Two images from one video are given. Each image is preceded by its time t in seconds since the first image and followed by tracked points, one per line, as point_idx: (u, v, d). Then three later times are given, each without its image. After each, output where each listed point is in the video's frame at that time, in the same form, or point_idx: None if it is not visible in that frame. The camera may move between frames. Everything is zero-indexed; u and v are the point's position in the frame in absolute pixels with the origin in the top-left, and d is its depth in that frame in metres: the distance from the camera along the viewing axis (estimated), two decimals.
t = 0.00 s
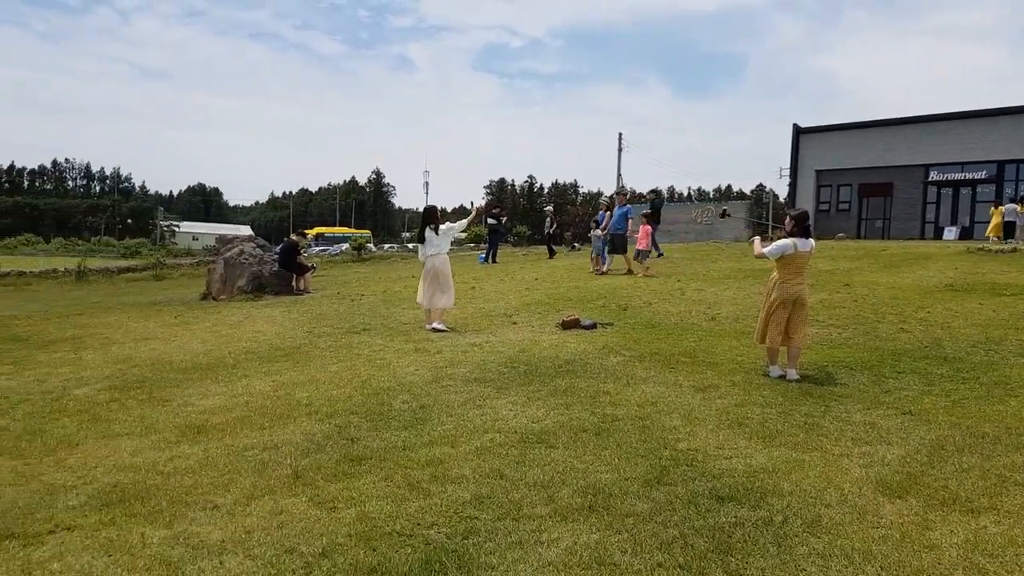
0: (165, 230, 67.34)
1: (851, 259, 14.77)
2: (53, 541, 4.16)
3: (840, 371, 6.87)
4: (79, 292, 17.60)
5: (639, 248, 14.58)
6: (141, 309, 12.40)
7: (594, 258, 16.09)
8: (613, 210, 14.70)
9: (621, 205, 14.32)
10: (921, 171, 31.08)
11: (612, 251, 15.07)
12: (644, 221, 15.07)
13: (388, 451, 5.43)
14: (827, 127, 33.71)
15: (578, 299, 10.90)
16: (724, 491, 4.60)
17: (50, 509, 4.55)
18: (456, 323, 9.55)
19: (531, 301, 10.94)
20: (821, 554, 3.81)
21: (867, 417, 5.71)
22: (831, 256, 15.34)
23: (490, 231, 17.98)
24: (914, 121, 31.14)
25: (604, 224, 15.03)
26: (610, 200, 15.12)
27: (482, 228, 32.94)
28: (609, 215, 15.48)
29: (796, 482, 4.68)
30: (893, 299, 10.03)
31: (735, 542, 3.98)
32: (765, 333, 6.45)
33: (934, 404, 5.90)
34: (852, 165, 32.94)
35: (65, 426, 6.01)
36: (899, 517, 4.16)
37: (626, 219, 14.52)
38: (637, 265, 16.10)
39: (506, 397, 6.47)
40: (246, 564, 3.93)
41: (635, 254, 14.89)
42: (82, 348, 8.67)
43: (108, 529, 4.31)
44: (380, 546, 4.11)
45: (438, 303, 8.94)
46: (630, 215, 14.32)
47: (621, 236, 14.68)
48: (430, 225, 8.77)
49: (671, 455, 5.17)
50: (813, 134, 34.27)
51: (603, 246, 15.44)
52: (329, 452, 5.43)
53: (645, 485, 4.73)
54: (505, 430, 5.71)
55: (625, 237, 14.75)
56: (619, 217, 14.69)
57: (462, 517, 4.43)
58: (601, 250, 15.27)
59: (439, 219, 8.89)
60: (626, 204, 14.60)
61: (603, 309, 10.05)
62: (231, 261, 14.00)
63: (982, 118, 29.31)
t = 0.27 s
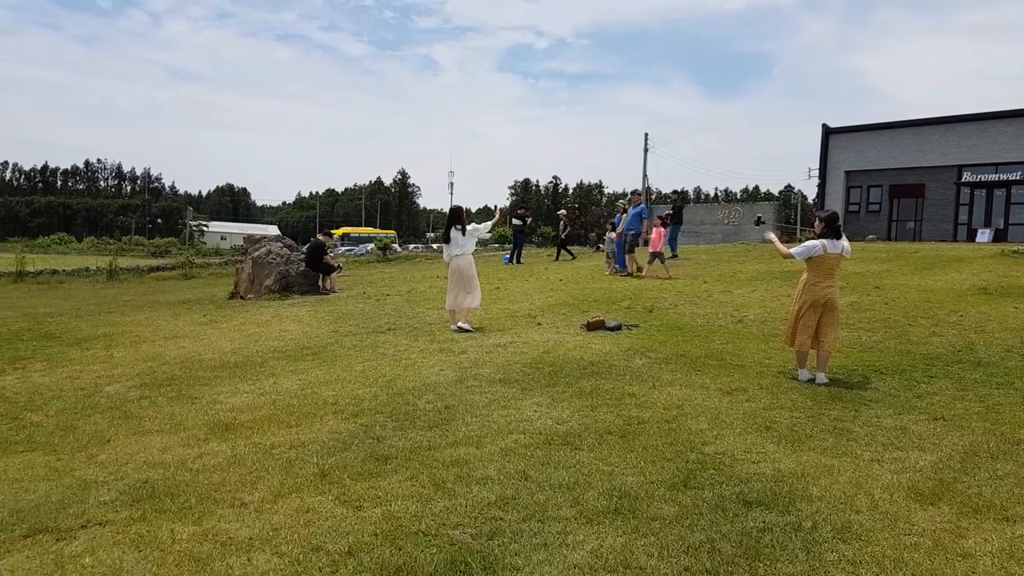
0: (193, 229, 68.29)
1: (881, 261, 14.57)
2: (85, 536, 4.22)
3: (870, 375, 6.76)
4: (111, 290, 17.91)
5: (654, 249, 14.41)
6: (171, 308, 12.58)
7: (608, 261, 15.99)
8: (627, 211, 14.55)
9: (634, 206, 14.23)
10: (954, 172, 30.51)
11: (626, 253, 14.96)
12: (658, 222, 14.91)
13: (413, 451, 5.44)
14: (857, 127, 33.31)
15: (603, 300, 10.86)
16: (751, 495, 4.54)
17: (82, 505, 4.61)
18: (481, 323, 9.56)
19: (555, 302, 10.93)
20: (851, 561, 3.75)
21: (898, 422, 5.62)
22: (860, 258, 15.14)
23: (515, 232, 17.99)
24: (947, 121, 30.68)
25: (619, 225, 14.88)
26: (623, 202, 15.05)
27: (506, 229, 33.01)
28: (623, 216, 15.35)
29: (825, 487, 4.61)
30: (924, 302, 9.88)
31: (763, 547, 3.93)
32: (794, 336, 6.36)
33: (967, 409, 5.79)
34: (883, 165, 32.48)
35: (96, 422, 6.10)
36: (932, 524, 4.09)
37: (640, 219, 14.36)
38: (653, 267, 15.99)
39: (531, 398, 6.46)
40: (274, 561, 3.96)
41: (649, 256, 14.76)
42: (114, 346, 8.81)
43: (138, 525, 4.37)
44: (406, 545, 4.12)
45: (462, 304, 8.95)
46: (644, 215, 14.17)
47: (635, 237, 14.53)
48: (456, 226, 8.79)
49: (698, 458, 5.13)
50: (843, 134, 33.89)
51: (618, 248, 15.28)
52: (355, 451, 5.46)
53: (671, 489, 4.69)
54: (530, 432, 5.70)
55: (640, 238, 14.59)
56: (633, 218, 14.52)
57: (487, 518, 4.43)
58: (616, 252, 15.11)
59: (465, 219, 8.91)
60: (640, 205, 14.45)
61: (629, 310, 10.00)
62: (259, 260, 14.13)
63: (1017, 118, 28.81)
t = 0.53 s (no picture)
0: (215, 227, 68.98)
1: (909, 261, 14.39)
2: (115, 530, 4.29)
3: (898, 376, 6.69)
4: (140, 288, 18.17)
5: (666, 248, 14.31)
6: (199, 305, 12.74)
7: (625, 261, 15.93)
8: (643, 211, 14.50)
9: (648, 205, 14.25)
10: (984, 171, 30.07)
11: (640, 253, 14.90)
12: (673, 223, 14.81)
13: (439, 449, 5.47)
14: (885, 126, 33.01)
15: (627, 299, 10.84)
16: (777, 496, 4.52)
17: (112, 499, 4.69)
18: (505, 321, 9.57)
19: (579, 301, 10.92)
20: (878, 562, 3.72)
21: (927, 423, 5.56)
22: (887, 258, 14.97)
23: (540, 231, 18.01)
24: (977, 120, 30.32)
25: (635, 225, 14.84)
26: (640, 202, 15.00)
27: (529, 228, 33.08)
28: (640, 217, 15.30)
29: (852, 488, 4.58)
30: (954, 302, 9.75)
31: (789, 548, 3.91)
32: (821, 335, 6.32)
33: (998, 411, 5.71)
34: (910, 164, 32.11)
35: (126, 418, 6.20)
36: (961, 526, 4.04)
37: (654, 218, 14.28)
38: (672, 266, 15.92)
39: (555, 397, 6.46)
40: (301, 556, 3.99)
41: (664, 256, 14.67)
42: (142, 342, 8.94)
43: (167, 520, 4.43)
44: (431, 542, 4.14)
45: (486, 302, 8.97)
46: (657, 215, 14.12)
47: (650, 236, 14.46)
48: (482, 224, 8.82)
49: (724, 458, 5.11)
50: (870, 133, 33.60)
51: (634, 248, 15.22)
52: (381, 448, 5.50)
53: (697, 489, 4.68)
54: (555, 431, 5.70)
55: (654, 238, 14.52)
56: (647, 218, 14.47)
57: (512, 515, 4.45)
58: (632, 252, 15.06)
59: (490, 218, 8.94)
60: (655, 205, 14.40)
61: (653, 309, 9.97)
62: (286, 258, 14.24)
63: None
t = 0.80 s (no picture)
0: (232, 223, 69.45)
1: (930, 259, 14.26)
2: (136, 522, 4.35)
3: (918, 376, 6.64)
4: (160, 283, 18.35)
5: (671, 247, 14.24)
6: (218, 300, 12.85)
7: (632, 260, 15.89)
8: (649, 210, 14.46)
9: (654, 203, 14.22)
10: (1007, 168, 29.69)
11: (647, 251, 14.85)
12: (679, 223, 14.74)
13: (456, 445, 5.49)
14: (906, 123, 32.71)
15: (645, 297, 10.82)
16: (796, 495, 4.51)
17: (133, 492, 4.74)
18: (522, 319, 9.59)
19: (596, 299, 10.92)
20: (898, 563, 3.70)
21: (948, 423, 5.52)
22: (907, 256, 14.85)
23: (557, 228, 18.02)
24: (1000, 116, 29.95)
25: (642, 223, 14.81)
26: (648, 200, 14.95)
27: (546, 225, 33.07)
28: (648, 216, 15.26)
29: (872, 488, 4.55)
30: (976, 302, 9.66)
31: (807, 547, 3.90)
32: (841, 333, 6.29)
33: (1021, 412, 5.65)
34: (931, 161, 31.77)
35: (147, 412, 6.27)
36: (983, 527, 4.01)
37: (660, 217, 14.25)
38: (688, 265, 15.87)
39: (573, 394, 6.47)
40: (320, 550, 4.03)
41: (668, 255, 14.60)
42: (163, 337, 9.04)
43: (188, 513, 4.48)
44: (449, 537, 4.16)
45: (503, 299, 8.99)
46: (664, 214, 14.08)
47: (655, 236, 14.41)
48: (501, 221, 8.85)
49: (742, 457, 5.10)
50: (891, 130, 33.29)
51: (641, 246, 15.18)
52: (399, 444, 5.53)
53: (715, 488, 4.67)
54: (572, 428, 5.71)
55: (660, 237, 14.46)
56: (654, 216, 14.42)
57: (530, 512, 4.46)
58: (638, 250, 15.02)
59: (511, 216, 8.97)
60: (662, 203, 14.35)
61: (671, 307, 9.95)
62: (304, 254, 14.31)
63: None
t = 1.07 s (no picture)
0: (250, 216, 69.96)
1: (951, 258, 14.09)
2: (157, 511, 4.40)
3: (939, 376, 6.58)
4: (181, 275, 18.54)
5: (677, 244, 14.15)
6: (237, 293, 12.97)
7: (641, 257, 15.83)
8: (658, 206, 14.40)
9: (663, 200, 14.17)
10: None
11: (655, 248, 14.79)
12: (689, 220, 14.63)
13: (473, 439, 5.51)
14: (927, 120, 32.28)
15: (662, 293, 10.79)
16: (814, 494, 4.49)
17: (154, 481, 4.80)
18: (539, 314, 9.59)
19: (614, 295, 10.90)
20: (917, 563, 3.68)
21: (969, 423, 5.47)
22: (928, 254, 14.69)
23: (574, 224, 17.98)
24: None
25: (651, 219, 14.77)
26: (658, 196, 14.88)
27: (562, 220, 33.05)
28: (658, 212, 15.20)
29: (891, 488, 4.52)
30: (999, 301, 9.55)
31: (825, 546, 3.88)
32: (862, 332, 6.25)
33: None
34: (953, 159, 31.38)
35: (168, 402, 6.34)
36: (1003, 529, 3.98)
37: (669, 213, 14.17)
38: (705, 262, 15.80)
39: (589, 390, 6.47)
40: (337, 542, 4.05)
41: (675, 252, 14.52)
42: (183, 328, 9.14)
43: (208, 502, 4.53)
44: (465, 531, 4.18)
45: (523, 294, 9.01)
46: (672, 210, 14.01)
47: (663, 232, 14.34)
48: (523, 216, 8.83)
49: (759, 455, 5.08)
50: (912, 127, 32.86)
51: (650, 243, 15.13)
52: (416, 437, 5.56)
53: (732, 485, 4.66)
54: (588, 424, 5.71)
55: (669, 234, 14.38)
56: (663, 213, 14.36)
57: (546, 507, 4.47)
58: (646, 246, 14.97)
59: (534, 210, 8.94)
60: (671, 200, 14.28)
61: (688, 304, 9.92)
62: (323, 248, 14.40)
63: None
